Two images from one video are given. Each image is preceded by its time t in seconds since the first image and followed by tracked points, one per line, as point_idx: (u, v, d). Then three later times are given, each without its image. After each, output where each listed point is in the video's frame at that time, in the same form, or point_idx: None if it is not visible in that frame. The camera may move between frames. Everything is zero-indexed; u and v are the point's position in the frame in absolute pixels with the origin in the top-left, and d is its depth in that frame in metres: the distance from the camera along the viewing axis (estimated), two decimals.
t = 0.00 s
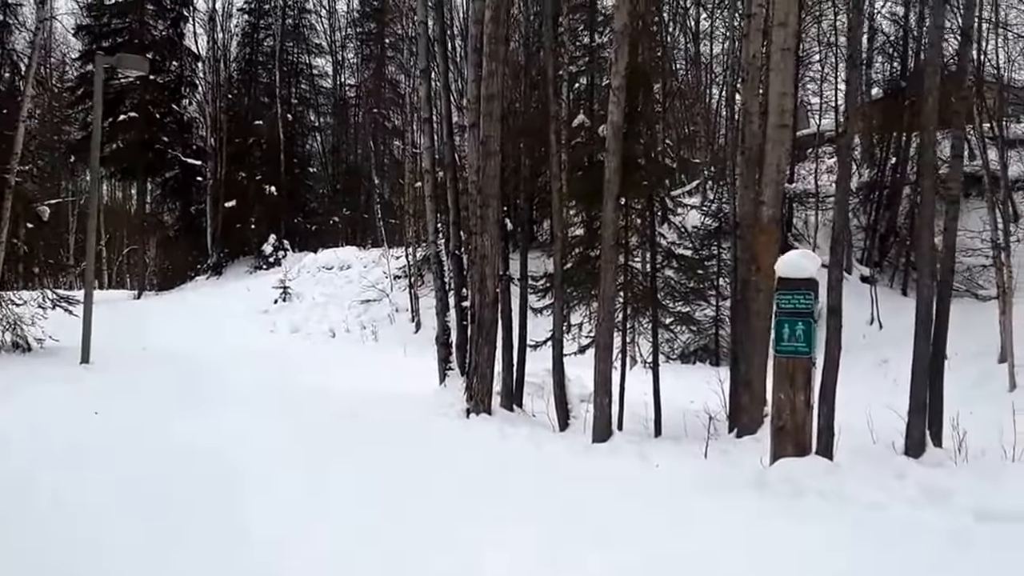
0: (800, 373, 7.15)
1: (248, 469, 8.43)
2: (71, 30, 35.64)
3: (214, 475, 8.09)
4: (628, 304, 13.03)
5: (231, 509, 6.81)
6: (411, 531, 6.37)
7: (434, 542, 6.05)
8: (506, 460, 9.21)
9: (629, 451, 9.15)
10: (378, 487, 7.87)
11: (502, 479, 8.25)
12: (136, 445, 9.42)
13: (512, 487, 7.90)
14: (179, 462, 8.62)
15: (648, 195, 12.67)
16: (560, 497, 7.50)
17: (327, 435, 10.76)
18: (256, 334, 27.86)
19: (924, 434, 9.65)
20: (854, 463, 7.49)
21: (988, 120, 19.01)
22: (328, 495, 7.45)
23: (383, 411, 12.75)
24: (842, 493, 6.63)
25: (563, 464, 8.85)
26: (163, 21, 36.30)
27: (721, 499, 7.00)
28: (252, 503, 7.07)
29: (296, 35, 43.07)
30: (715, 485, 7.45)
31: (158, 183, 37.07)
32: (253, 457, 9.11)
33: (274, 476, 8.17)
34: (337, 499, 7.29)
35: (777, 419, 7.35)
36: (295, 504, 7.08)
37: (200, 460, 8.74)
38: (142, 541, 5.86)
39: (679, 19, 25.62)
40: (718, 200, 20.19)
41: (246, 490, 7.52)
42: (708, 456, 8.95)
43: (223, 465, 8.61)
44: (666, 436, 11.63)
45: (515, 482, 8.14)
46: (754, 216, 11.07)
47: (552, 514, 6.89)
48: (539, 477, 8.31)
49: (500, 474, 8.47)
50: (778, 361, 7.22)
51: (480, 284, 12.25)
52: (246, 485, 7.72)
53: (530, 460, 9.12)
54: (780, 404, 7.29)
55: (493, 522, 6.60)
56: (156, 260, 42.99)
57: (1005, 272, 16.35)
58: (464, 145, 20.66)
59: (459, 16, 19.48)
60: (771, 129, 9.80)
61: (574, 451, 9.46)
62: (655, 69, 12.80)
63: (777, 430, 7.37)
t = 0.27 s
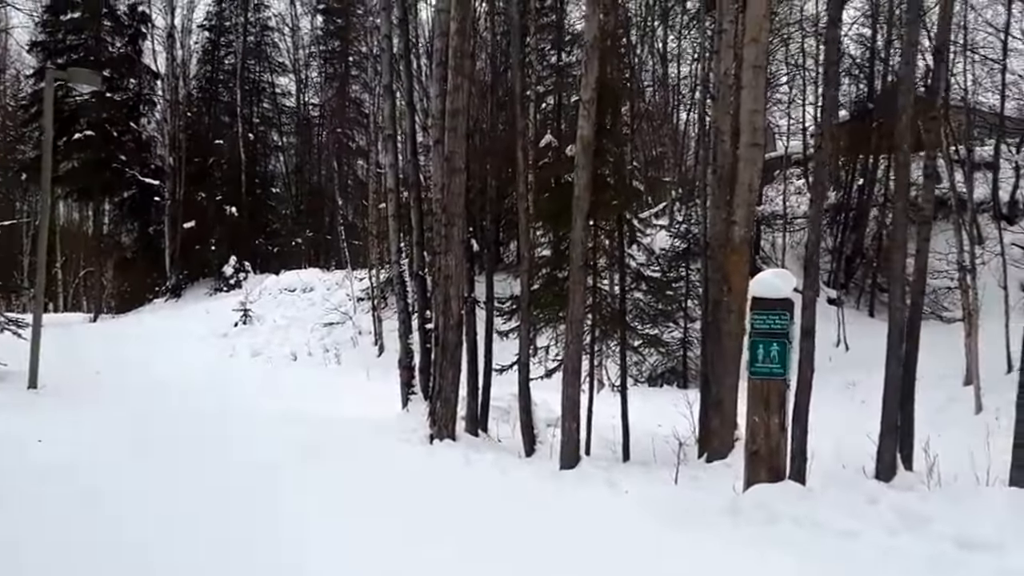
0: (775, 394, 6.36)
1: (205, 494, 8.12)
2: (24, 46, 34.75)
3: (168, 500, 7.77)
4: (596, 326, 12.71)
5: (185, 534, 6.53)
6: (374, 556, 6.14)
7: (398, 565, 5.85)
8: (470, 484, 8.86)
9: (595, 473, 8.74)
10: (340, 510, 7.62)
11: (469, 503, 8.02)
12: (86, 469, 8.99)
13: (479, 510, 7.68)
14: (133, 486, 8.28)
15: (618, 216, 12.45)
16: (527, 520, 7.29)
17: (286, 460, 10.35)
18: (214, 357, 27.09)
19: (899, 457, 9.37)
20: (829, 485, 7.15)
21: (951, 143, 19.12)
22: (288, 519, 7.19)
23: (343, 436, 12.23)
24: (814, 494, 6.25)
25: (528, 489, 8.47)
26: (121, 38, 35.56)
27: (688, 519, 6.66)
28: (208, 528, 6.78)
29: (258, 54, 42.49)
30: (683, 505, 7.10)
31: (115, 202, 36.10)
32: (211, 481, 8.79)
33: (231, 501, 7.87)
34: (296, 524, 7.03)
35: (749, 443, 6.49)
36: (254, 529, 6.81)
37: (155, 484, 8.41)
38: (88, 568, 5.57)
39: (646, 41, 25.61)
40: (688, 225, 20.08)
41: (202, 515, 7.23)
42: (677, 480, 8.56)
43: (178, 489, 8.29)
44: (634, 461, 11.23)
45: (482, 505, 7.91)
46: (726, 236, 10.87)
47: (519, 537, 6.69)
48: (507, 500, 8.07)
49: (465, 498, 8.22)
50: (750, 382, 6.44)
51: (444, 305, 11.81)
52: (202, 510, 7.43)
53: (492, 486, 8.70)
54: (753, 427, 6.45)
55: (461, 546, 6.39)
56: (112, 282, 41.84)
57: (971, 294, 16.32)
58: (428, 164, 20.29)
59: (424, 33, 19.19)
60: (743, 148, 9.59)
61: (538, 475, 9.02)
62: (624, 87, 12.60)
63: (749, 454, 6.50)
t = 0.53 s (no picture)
0: (755, 402, 6.16)
1: (166, 501, 7.92)
2: None
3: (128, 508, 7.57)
4: (568, 330, 12.48)
5: (147, 546, 6.40)
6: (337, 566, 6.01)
7: None
8: (437, 492, 8.64)
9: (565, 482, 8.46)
10: (305, 518, 7.47)
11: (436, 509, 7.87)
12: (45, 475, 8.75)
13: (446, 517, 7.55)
14: (92, 493, 8.06)
15: (591, 218, 12.28)
16: (496, 527, 7.16)
17: (249, 466, 10.05)
18: (177, 361, 26.47)
19: (873, 463, 9.23)
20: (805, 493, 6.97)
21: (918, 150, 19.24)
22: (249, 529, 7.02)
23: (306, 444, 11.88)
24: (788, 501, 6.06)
25: (493, 496, 8.24)
26: (83, 34, 34.80)
27: (657, 531, 6.44)
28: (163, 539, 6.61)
29: (225, 53, 41.83)
30: (653, 518, 6.85)
31: (75, 203, 35.13)
32: (173, 488, 8.59)
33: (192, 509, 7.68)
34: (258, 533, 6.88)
35: (725, 455, 6.28)
36: (212, 540, 6.63)
37: (115, 490, 8.20)
38: None
39: (618, 44, 25.52)
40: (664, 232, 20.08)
41: (162, 525, 7.05)
42: (648, 490, 8.32)
43: (139, 495, 8.11)
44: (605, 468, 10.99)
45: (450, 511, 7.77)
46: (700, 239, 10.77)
47: (488, 543, 6.60)
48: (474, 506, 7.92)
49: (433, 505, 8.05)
50: (728, 390, 6.24)
51: (412, 307, 11.49)
52: (162, 519, 7.24)
53: (457, 495, 8.40)
54: (730, 437, 6.25)
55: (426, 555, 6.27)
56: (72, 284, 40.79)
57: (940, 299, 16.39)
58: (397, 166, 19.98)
59: (394, 33, 18.90)
60: (719, 150, 9.49)
61: (507, 485, 8.72)
62: (598, 88, 12.43)
63: (726, 466, 6.29)
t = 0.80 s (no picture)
0: (737, 381, 5.95)
1: (131, 480, 7.70)
2: None
3: (90, 487, 7.34)
4: (544, 308, 12.27)
5: (123, 518, 6.40)
6: (303, 547, 5.84)
7: (327, 558, 5.57)
8: (410, 474, 8.44)
9: (540, 462, 8.28)
10: (273, 498, 7.28)
11: (409, 491, 7.70)
12: (6, 452, 8.49)
13: (419, 498, 7.39)
14: (52, 470, 7.82)
15: (568, 193, 12.03)
16: (469, 509, 7.01)
17: (217, 446, 9.81)
18: (146, 338, 25.93)
19: (851, 442, 9.15)
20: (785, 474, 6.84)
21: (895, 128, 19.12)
22: (215, 509, 6.83)
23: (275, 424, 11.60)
24: (771, 483, 5.91)
25: (468, 478, 8.06)
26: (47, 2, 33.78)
27: (636, 515, 6.28)
28: (127, 518, 6.41)
29: (195, 24, 40.83)
30: (631, 502, 6.70)
31: (37, 177, 33.77)
32: (139, 467, 8.37)
33: (157, 488, 7.47)
34: (223, 513, 6.69)
35: (706, 435, 6.10)
36: (174, 520, 6.43)
37: (80, 468, 7.98)
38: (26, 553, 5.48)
39: (596, 18, 25.05)
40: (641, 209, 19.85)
41: (133, 501, 6.95)
42: (625, 471, 8.16)
43: (114, 471, 8.06)
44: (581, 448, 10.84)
45: (423, 493, 7.61)
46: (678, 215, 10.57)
47: (464, 522, 6.58)
48: (447, 488, 7.77)
49: (406, 487, 7.88)
50: (709, 369, 6.03)
51: (384, 284, 11.15)
52: (125, 497, 7.03)
53: (430, 477, 8.20)
54: (711, 417, 6.05)
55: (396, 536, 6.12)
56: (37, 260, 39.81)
57: (915, 277, 16.38)
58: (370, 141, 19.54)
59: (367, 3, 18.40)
60: (699, 123, 9.30)
61: (480, 466, 8.53)
62: (575, 61, 12.13)
63: (707, 448, 6.11)
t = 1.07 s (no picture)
0: (722, 367, 5.73)
1: (96, 463, 7.42)
2: None
3: (55, 471, 7.06)
4: (523, 289, 11.99)
5: (103, 494, 6.44)
6: (277, 536, 5.61)
7: (299, 548, 5.36)
8: (385, 460, 8.20)
9: (519, 450, 8.03)
10: (244, 483, 7.04)
11: (385, 476, 7.48)
12: None
13: (395, 484, 7.17)
14: (31, 446, 7.81)
15: (549, 171, 11.72)
16: (447, 496, 6.80)
17: (188, 427, 9.51)
18: (119, 318, 25.45)
19: (836, 428, 8.99)
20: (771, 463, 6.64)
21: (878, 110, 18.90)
22: (185, 495, 6.58)
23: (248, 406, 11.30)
24: (758, 472, 5.70)
25: (445, 464, 7.84)
26: None
27: (618, 506, 6.07)
28: (102, 500, 6.31)
29: None
30: (613, 492, 6.47)
31: (10, 154, 32.99)
32: (118, 443, 8.34)
33: (125, 472, 7.20)
34: (194, 500, 6.44)
35: (690, 423, 5.88)
36: (146, 502, 6.33)
37: (43, 449, 7.68)
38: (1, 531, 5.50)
39: None
40: (622, 189, 19.53)
41: (113, 477, 6.98)
42: (607, 459, 7.94)
43: (95, 446, 8.06)
44: (561, 433, 10.60)
45: (399, 478, 7.39)
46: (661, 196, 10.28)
47: (440, 503, 6.57)
48: (424, 473, 7.55)
49: (381, 472, 7.65)
50: (693, 355, 5.81)
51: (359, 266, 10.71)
52: (89, 482, 6.76)
53: (405, 464, 7.95)
54: (696, 404, 5.83)
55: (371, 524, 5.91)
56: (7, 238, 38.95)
57: (898, 260, 16.26)
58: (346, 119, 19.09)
59: None
60: (681, 101, 9.03)
61: (458, 453, 8.27)
62: (556, 37, 11.76)
63: (691, 437, 5.89)
